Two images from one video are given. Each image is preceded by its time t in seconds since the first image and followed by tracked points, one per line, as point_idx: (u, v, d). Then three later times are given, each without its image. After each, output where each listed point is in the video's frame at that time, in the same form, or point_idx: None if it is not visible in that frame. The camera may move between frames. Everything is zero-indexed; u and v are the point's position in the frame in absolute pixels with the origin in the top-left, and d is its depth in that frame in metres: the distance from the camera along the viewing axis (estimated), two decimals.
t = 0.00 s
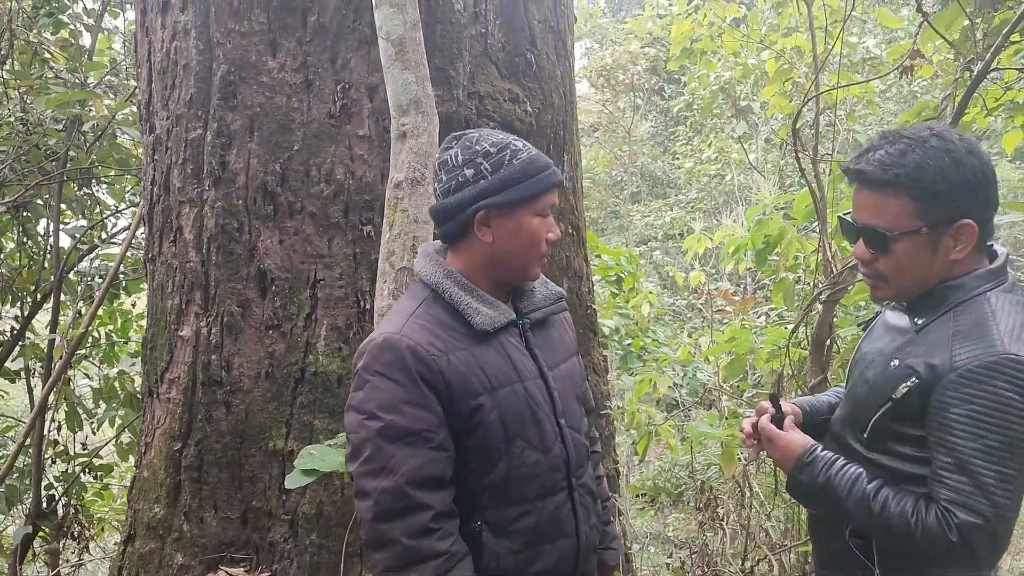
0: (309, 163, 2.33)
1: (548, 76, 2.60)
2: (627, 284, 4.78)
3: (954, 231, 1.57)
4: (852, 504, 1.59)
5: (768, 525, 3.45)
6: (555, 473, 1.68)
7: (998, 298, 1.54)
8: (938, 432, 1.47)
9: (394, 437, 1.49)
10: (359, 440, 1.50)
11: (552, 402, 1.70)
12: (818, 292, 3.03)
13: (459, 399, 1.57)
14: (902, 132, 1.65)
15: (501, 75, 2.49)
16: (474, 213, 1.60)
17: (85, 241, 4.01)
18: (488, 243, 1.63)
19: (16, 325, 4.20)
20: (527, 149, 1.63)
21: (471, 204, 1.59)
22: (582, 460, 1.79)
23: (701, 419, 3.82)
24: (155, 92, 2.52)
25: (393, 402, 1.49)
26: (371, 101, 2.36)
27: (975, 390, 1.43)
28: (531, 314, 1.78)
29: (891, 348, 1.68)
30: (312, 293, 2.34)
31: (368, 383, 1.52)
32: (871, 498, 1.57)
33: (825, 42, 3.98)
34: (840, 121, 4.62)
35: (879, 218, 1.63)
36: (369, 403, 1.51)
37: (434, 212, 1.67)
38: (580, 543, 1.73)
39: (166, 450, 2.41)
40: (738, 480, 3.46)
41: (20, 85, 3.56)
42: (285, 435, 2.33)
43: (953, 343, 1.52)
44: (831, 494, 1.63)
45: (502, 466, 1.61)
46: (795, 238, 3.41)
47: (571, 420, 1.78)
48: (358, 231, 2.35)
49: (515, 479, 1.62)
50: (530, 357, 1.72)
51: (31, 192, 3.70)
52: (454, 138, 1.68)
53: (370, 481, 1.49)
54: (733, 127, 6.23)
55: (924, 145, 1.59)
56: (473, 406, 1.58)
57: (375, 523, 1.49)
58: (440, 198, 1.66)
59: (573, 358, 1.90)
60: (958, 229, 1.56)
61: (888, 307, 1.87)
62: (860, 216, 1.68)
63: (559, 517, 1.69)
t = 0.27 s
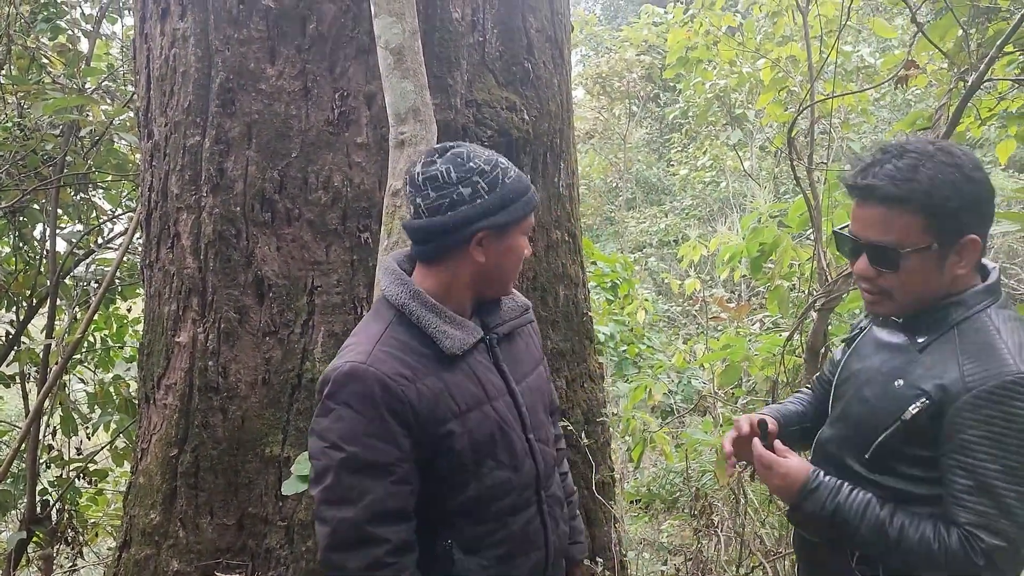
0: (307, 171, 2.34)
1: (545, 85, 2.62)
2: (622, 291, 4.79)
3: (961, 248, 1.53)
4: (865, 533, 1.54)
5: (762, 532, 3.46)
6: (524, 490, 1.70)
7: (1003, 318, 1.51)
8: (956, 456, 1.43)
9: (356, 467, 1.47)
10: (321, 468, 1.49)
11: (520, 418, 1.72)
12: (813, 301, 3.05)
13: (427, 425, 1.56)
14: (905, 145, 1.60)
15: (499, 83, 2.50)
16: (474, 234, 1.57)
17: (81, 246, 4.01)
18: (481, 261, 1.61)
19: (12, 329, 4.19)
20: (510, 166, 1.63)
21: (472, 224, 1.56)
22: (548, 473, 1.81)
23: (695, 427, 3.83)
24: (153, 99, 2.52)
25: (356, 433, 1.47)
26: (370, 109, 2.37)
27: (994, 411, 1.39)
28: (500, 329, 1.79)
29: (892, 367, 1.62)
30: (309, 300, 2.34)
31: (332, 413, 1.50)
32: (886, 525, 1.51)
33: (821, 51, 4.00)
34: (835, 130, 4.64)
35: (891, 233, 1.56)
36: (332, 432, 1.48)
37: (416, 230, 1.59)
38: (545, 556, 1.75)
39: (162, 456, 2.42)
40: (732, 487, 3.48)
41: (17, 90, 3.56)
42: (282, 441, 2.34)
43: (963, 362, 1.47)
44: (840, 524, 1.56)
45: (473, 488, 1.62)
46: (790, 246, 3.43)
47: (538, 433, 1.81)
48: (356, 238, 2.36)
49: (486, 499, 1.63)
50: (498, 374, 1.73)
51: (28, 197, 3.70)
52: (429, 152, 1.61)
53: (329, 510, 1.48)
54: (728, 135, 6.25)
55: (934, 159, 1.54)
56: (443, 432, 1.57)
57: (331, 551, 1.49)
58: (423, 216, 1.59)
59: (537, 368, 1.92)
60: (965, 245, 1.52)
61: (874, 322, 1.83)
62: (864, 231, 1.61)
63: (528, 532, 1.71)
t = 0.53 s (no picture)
0: (297, 175, 2.32)
1: (537, 90, 2.61)
2: (614, 296, 4.80)
3: (971, 262, 1.64)
4: (891, 562, 1.57)
5: (754, 539, 3.45)
6: (491, 502, 1.72)
7: (1002, 331, 1.61)
8: (977, 477, 1.49)
9: (334, 494, 1.42)
10: (296, 494, 1.43)
11: (489, 431, 1.75)
12: (805, 306, 3.06)
13: (407, 448, 1.53)
14: (918, 153, 1.66)
15: (490, 88, 2.49)
16: (473, 258, 1.57)
17: (69, 249, 3.99)
18: (470, 283, 1.63)
19: None
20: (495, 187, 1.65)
21: (472, 247, 1.56)
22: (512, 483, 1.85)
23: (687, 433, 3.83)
24: (142, 102, 2.50)
25: (338, 460, 1.42)
26: (360, 113, 2.35)
27: (1009, 430, 1.47)
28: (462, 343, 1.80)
29: (893, 384, 1.67)
30: (298, 305, 2.32)
31: (312, 438, 1.42)
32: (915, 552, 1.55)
33: (812, 57, 4.01)
34: (826, 135, 4.65)
35: (912, 244, 1.63)
36: (309, 458, 1.42)
37: (412, 250, 1.54)
38: (508, 566, 1.79)
39: (150, 462, 2.40)
40: (724, 494, 3.47)
41: (5, 92, 3.53)
42: (270, 447, 2.32)
43: (973, 380, 1.54)
44: (863, 556, 1.58)
45: (448, 504, 1.63)
46: (781, 252, 3.43)
47: (503, 446, 1.84)
48: (346, 242, 2.35)
49: (459, 514, 1.65)
50: (467, 390, 1.74)
51: (15, 200, 3.67)
52: (421, 167, 1.56)
53: (302, 536, 1.42)
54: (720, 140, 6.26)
55: (950, 170, 1.61)
56: (423, 453, 1.56)
57: None
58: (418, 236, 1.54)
59: (494, 381, 1.95)
60: (975, 259, 1.63)
61: (862, 334, 1.88)
62: (878, 241, 1.68)
63: (495, 543, 1.74)
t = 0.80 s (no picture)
0: (283, 177, 2.31)
1: (524, 92, 2.61)
2: (601, 298, 4.81)
3: (969, 267, 1.66)
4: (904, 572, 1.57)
5: (740, 540, 3.47)
6: (462, 504, 1.74)
7: (996, 338, 1.63)
8: (982, 483, 1.51)
9: (322, 511, 1.42)
10: (281, 516, 1.41)
11: (457, 433, 1.76)
12: (791, 308, 3.08)
13: (388, 459, 1.53)
14: (919, 158, 1.68)
15: (477, 91, 2.49)
16: (442, 264, 1.56)
17: (53, 251, 3.96)
18: (439, 289, 1.63)
19: None
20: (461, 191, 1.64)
21: (442, 254, 1.55)
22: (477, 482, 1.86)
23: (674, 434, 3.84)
24: (127, 104, 2.50)
25: (325, 478, 1.42)
26: (347, 115, 2.35)
27: (1014, 436, 1.49)
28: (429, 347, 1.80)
29: (891, 390, 1.69)
30: (285, 306, 2.32)
31: (296, 456, 1.40)
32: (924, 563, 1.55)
33: (797, 60, 4.03)
34: (812, 138, 4.68)
35: (912, 249, 1.64)
36: (294, 478, 1.41)
37: (383, 257, 1.53)
38: (476, 565, 1.81)
39: (135, 465, 2.38)
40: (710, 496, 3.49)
41: None
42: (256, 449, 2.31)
43: (975, 386, 1.55)
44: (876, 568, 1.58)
45: (424, 510, 1.63)
46: (767, 254, 3.45)
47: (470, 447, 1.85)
48: (332, 245, 2.34)
49: (433, 519, 1.65)
50: (437, 394, 1.75)
51: None
52: (389, 172, 1.54)
53: (292, 557, 1.42)
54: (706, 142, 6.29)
55: (952, 177, 1.63)
56: (402, 461, 1.56)
57: None
58: (388, 243, 1.52)
59: (455, 382, 1.96)
60: (973, 265, 1.65)
61: (852, 338, 1.89)
62: (878, 244, 1.69)
63: (465, 543, 1.76)
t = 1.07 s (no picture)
0: (267, 178, 2.32)
1: (507, 93, 2.62)
2: (586, 298, 4.83)
3: (948, 270, 1.69)
4: (881, 567, 1.59)
5: (725, 538, 3.50)
6: (431, 503, 1.74)
7: (973, 341, 1.65)
8: (958, 479, 1.53)
9: (298, 514, 1.41)
10: (257, 522, 1.40)
11: (426, 432, 1.76)
12: (773, 308, 3.11)
13: (357, 460, 1.53)
14: (905, 161, 1.69)
15: (461, 92, 2.50)
16: (408, 269, 1.55)
17: (35, 252, 3.94)
18: (406, 292, 1.62)
19: None
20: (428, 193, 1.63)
21: (408, 258, 1.54)
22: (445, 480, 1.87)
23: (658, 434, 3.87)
24: (110, 104, 2.49)
25: (295, 480, 1.41)
26: (331, 116, 2.35)
27: (992, 435, 1.51)
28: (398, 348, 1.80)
29: (872, 387, 1.71)
30: (269, 307, 2.32)
31: (264, 461, 1.40)
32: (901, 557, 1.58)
33: (780, 62, 4.07)
34: (794, 139, 4.72)
35: (893, 250, 1.67)
36: (264, 483, 1.40)
37: (350, 263, 1.51)
38: (447, 564, 1.82)
39: (118, 466, 2.38)
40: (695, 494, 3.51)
41: None
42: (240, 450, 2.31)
43: (954, 386, 1.58)
44: (854, 562, 1.60)
45: (395, 510, 1.63)
46: (750, 254, 3.47)
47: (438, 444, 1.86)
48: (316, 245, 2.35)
49: (404, 519, 1.65)
50: (405, 394, 1.75)
51: None
52: (353, 177, 1.52)
53: (271, 561, 1.41)
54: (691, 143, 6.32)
55: (935, 181, 1.65)
56: (371, 463, 1.56)
57: None
58: (354, 249, 1.51)
59: (422, 380, 1.96)
60: (952, 268, 1.68)
61: (834, 335, 1.92)
62: (861, 245, 1.71)
63: (435, 542, 1.76)
